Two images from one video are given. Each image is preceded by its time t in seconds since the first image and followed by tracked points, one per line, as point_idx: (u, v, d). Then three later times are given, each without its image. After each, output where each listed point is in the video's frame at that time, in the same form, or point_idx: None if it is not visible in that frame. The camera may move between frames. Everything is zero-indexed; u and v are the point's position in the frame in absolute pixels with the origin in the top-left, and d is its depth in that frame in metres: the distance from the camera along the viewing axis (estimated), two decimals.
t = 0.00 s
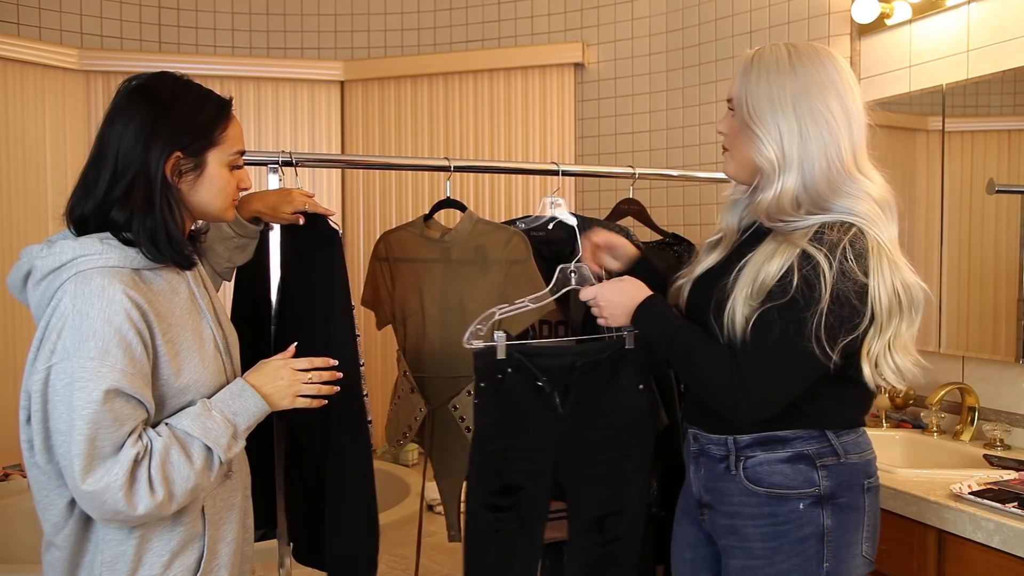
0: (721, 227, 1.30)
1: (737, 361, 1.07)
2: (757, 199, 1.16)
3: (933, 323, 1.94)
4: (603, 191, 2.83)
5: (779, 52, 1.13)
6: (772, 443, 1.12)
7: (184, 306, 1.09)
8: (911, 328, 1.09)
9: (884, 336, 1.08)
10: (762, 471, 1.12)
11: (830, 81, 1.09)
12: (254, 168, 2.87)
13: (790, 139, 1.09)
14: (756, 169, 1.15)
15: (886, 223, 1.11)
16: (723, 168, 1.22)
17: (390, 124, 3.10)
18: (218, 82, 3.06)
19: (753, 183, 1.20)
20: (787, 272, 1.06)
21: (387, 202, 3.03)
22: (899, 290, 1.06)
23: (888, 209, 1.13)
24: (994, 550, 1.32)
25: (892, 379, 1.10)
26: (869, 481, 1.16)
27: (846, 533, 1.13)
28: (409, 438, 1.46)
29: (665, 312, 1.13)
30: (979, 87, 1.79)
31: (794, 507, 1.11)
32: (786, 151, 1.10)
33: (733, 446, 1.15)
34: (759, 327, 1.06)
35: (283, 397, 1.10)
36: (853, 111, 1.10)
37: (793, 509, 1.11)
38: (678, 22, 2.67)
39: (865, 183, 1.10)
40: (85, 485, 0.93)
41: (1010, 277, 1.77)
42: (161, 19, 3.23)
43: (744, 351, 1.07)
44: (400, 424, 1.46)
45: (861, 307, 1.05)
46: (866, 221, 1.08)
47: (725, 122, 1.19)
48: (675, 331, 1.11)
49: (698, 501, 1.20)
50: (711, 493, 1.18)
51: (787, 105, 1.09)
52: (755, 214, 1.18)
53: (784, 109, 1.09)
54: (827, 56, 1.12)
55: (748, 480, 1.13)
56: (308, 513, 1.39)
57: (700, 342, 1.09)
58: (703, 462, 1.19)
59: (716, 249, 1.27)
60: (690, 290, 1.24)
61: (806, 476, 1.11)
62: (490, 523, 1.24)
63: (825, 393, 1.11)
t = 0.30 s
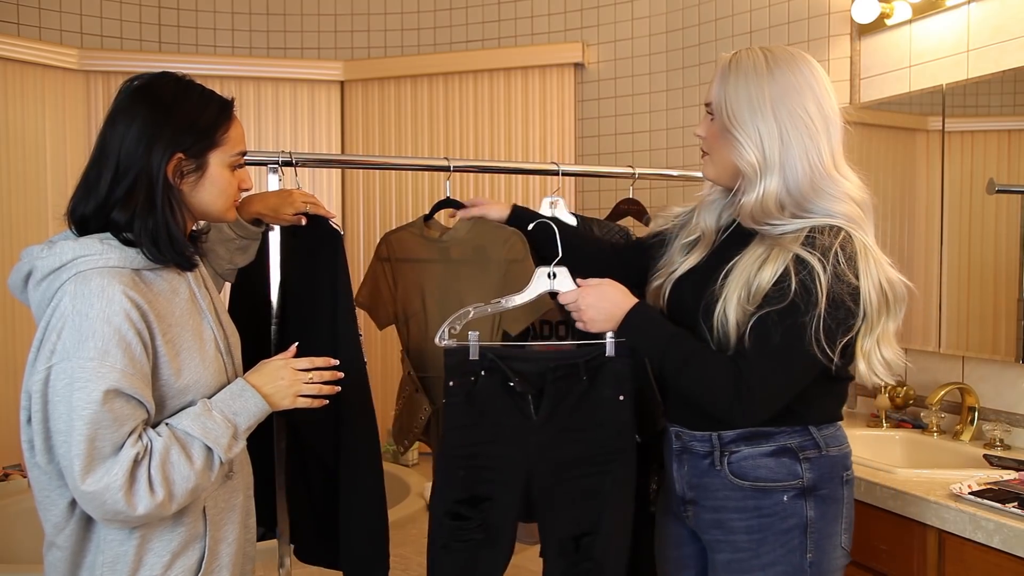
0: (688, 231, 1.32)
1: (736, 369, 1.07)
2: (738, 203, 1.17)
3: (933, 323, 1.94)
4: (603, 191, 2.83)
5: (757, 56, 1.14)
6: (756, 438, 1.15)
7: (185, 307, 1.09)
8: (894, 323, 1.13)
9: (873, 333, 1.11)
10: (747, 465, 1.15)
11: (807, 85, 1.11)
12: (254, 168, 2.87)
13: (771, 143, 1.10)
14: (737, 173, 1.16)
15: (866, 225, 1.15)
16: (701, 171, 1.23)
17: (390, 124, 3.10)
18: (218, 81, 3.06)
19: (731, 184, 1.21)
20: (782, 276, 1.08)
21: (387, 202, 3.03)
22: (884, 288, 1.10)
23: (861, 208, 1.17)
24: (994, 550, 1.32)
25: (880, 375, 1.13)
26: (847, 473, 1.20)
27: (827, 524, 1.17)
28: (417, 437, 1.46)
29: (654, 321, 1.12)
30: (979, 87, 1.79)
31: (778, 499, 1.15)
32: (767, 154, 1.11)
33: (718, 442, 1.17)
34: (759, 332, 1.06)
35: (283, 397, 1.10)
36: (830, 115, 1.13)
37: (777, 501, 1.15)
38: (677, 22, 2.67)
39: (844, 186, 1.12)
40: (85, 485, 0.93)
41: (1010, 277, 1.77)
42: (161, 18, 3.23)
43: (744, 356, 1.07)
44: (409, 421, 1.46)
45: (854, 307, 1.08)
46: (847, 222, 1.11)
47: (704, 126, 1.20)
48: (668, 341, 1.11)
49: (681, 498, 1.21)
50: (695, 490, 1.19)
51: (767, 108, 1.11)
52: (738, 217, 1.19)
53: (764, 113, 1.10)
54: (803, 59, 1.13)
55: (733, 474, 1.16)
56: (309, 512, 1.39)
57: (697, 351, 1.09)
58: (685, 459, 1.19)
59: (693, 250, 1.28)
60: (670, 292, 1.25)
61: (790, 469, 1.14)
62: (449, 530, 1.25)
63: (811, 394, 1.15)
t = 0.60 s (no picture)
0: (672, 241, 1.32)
1: (732, 378, 1.07)
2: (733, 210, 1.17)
3: (933, 323, 1.94)
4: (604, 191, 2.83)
5: (750, 57, 1.13)
6: (749, 437, 1.16)
7: (185, 307, 1.09)
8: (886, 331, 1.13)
9: (865, 341, 1.12)
10: (740, 464, 1.16)
11: (802, 88, 1.11)
12: (254, 168, 2.87)
13: (765, 149, 1.10)
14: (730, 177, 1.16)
15: (860, 231, 1.15)
16: (694, 173, 1.23)
17: (390, 124, 3.10)
18: (218, 81, 3.06)
19: (724, 187, 1.21)
20: (779, 284, 1.08)
21: (387, 202, 3.03)
22: (878, 292, 1.10)
23: (855, 211, 1.17)
24: (994, 550, 1.32)
25: (866, 377, 1.13)
26: (838, 474, 1.21)
27: (819, 524, 1.17)
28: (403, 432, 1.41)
29: (646, 332, 1.13)
30: (979, 86, 1.79)
31: (771, 498, 1.15)
32: (761, 159, 1.11)
33: (710, 441, 1.18)
34: (756, 340, 1.06)
35: (282, 397, 1.10)
36: (824, 118, 1.13)
37: (770, 500, 1.15)
38: (677, 22, 2.67)
39: (839, 191, 1.13)
40: (84, 484, 0.93)
41: (1010, 277, 1.77)
42: (161, 18, 3.23)
43: (742, 365, 1.07)
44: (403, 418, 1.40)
45: (851, 314, 1.08)
46: (843, 229, 1.11)
47: (697, 129, 1.20)
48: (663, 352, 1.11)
49: (674, 498, 1.22)
50: (687, 489, 1.20)
51: (761, 111, 1.10)
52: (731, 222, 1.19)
53: (758, 119, 1.10)
54: (796, 61, 1.13)
55: (725, 473, 1.16)
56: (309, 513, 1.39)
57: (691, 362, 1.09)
58: (678, 459, 1.21)
59: (687, 253, 1.27)
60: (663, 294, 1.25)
61: (782, 467, 1.15)
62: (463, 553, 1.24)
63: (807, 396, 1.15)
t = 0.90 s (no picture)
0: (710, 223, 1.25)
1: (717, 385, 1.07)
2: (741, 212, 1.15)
3: (933, 323, 1.95)
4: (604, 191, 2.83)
5: (758, 55, 1.11)
6: (753, 448, 1.12)
7: (182, 306, 1.09)
8: (897, 348, 1.10)
9: (874, 357, 1.08)
10: (743, 476, 1.13)
11: (811, 85, 1.08)
12: (253, 168, 2.87)
13: (772, 152, 1.08)
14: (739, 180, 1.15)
15: (877, 239, 1.10)
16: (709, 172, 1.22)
17: (390, 124, 3.10)
18: (218, 81, 3.06)
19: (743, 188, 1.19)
20: (772, 288, 1.06)
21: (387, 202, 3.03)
22: (886, 306, 1.06)
23: (879, 217, 1.12)
24: (994, 550, 1.32)
25: (873, 401, 1.10)
26: (858, 489, 1.15)
27: (832, 542, 1.12)
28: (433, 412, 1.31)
29: (634, 341, 1.14)
30: (979, 87, 1.79)
31: (776, 513, 1.11)
32: (768, 162, 1.09)
33: (715, 450, 1.15)
34: (745, 345, 1.05)
35: (279, 397, 1.10)
36: (839, 114, 1.09)
37: (774, 515, 1.11)
38: (678, 22, 2.67)
39: (854, 196, 1.08)
40: (76, 483, 0.94)
41: (1009, 277, 1.77)
42: (161, 18, 3.23)
43: (729, 370, 1.06)
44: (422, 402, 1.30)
45: (849, 325, 1.05)
46: (855, 236, 1.07)
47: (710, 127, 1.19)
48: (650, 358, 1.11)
49: (687, 508, 1.21)
50: (697, 499, 1.18)
51: (767, 112, 1.08)
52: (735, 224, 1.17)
53: (766, 120, 1.08)
54: (811, 58, 1.09)
55: (729, 484, 1.14)
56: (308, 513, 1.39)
57: (678, 368, 1.09)
58: (687, 467, 1.20)
59: (710, 251, 1.23)
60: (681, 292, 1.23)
61: (788, 481, 1.11)
62: None
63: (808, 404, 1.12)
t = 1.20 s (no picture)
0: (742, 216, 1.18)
1: (710, 389, 1.05)
2: (757, 219, 1.10)
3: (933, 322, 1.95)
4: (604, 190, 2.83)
5: (782, 52, 1.06)
6: (759, 455, 1.10)
7: (182, 308, 1.10)
8: (905, 378, 1.04)
9: (876, 387, 1.02)
10: (747, 483, 1.10)
11: (838, 84, 1.03)
12: (253, 168, 2.87)
13: (791, 154, 1.04)
14: (762, 186, 1.09)
15: (897, 260, 1.03)
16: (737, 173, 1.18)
17: (390, 125, 3.10)
18: (218, 81, 3.06)
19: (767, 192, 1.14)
20: (777, 295, 1.03)
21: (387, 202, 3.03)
22: (892, 335, 1.00)
23: (904, 237, 1.05)
24: (995, 550, 1.32)
25: (867, 424, 1.05)
26: (870, 506, 1.10)
27: (837, 559, 1.08)
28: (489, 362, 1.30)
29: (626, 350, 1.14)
30: (979, 87, 1.79)
31: (777, 524, 1.09)
32: (791, 168, 1.04)
33: (722, 455, 1.13)
34: (741, 350, 1.03)
35: (273, 402, 1.10)
36: (866, 118, 1.03)
37: (776, 526, 1.09)
38: (678, 22, 2.67)
39: (874, 209, 1.01)
40: (63, 482, 0.94)
41: (1009, 277, 1.77)
42: (161, 18, 3.23)
43: (723, 375, 1.04)
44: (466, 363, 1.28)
45: (849, 346, 1.01)
46: (868, 262, 1.00)
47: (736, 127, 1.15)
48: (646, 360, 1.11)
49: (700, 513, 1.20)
50: (708, 504, 1.17)
51: (791, 115, 1.04)
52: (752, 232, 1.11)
53: (788, 121, 1.04)
54: (842, 59, 1.04)
55: (733, 491, 1.12)
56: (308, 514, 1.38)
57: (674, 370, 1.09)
58: (700, 471, 1.18)
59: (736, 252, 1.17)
60: (705, 289, 1.19)
61: (790, 492, 1.08)
62: None
63: (819, 413, 1.08)
